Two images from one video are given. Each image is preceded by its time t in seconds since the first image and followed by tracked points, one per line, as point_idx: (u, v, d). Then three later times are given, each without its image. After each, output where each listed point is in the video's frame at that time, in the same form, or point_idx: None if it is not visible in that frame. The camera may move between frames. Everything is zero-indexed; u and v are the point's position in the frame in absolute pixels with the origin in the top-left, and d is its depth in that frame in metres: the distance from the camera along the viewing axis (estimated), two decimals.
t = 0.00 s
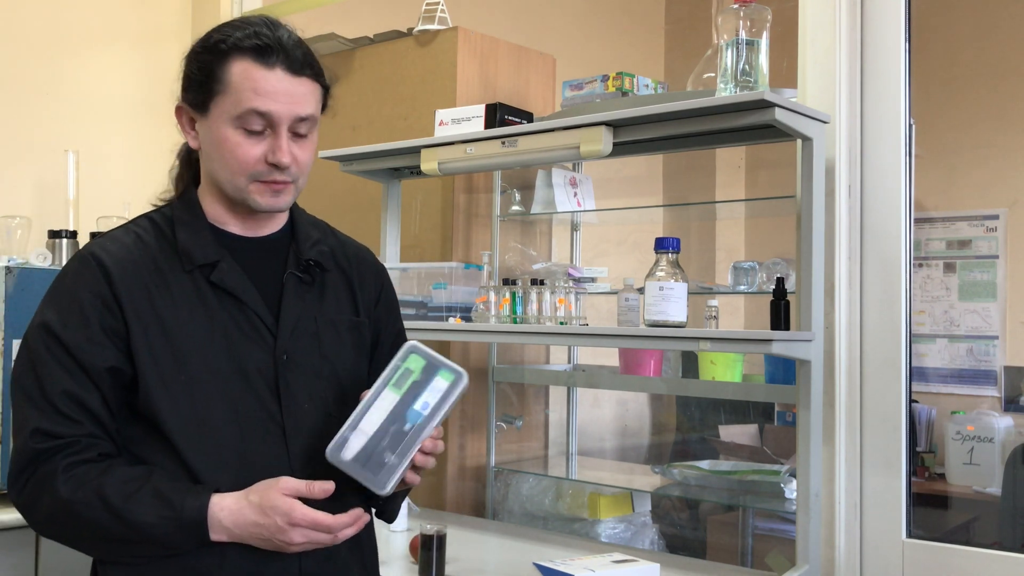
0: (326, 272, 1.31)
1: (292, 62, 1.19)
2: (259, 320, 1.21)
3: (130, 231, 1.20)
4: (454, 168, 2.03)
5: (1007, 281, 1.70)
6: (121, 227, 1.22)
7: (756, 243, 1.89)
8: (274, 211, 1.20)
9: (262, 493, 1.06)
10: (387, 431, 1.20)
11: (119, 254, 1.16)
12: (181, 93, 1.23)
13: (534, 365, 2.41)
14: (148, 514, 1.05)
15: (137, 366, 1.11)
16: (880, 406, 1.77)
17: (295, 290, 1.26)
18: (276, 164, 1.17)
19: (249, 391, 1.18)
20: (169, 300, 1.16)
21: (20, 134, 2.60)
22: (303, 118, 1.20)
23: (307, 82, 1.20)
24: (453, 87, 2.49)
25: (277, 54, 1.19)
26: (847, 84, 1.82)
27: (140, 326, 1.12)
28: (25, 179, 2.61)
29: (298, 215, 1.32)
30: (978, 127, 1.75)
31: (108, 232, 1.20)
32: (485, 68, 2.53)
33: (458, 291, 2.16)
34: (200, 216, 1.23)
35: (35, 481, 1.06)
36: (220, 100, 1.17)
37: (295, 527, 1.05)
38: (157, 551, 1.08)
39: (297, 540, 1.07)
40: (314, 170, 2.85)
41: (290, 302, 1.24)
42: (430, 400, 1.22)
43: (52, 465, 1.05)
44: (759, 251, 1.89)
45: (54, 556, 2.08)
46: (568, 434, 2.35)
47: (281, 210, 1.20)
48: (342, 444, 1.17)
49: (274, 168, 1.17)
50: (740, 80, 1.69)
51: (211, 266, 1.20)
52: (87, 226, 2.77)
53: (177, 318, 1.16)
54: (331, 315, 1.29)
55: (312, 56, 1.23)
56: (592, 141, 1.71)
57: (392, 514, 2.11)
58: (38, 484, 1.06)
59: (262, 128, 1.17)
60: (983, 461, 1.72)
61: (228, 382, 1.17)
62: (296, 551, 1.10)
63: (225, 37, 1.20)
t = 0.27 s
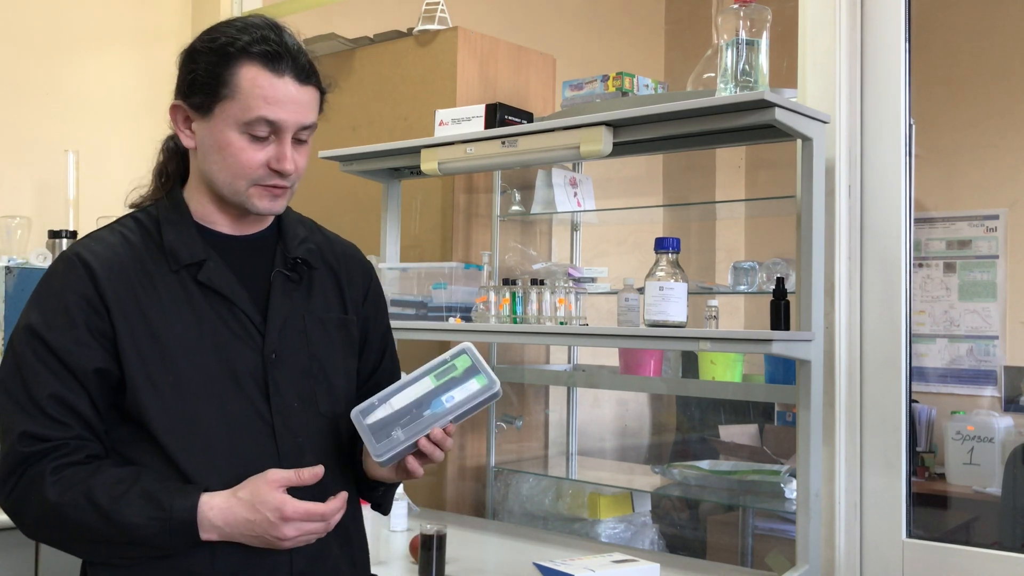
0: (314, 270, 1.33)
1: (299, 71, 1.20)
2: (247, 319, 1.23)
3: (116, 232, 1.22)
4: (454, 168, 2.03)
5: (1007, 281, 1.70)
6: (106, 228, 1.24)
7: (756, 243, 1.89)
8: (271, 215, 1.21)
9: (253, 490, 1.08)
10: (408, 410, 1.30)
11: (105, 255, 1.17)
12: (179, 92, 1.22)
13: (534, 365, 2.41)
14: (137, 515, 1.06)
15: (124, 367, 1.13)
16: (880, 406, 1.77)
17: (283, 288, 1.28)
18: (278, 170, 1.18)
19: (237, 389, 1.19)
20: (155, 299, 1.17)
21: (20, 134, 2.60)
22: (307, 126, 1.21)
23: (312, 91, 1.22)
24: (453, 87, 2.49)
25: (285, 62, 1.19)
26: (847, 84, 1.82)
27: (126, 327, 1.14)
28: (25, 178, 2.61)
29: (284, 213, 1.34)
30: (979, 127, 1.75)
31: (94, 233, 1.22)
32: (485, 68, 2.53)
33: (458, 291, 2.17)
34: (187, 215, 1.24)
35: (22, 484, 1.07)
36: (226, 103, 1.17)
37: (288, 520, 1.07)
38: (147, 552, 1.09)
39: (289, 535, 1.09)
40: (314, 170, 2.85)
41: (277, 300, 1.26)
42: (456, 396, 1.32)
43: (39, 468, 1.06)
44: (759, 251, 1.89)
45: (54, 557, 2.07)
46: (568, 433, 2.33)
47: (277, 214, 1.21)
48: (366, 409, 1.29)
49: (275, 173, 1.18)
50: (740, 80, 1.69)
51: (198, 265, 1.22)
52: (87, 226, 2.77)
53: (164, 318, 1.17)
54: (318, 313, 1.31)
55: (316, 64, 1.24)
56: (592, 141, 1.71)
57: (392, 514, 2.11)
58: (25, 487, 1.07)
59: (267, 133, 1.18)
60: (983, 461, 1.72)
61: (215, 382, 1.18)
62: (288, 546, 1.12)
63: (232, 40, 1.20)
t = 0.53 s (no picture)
0: (308, 270, 1.33)
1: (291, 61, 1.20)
2: (241, 319, 1.23)
3: (110, 231, 1.22)
4: (454, 168, 2.03)
5: (1007, 281, 1.70)
6: (100, 226, 1.24)
7: (756, 243, 1.89)
8: (265, 206, 1.21)
9: (247, 493, 1.08)
10: (405, 414, 1.31)
11: (100, 254, 1.17)
12: (173, 85, 1.23)
13: (534, 365, 2.41)
14: (132, 516, 1.06)
15: (119, 367, 1.13)
16: (880, 406, 1.77)
17: (278, 288, 1.28)
18: (272, 159, 1.18)
19: (231, 389, 1.20)
20: (150, 299, 1.18)
21: (19, 135, 2.60)
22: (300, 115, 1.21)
23: (304, 81, 1.22)
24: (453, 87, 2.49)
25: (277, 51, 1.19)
26: (847, 84, 1.82)
27: (120, 326, 1.14)
28: (25, 178, 2.61)
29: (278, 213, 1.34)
30: (979, 127, 1.75)
31: (87, 232, 1.22)
32: (485, 68, 2.53)
33: (458, 291, 2.17)
34: (182, 214, 1.24)
35: (16, 483, 1.07)
36: (219, 93, 1.17)
37: (284, 522, 1.07)
38: (141, 553, 1.09)
39: (286, 536, 1.09)
40: (314, 170, 2.85)
41: (272, 301, 1.26)
42: (453, 397, 1.33)
43: (33, 468, 1.06)
44: (759, 251, 1.89)
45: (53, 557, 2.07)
46: (568, 434, 2.34)
47: (272, 205, 1.21)
48: (363, 415, 1.29)
49: (269, 163, 1.18)
50: (740, 80, 1.69)
51: (193, 265, 1.22)
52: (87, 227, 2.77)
53: (159, 318, 1.17)
54: (312, 313, 1.31)
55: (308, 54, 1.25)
56: (592, 141, 1.71)
57: (392, 514, 2.11)
58: (19, 487, 1.07)
59: (260, 123, 1.18)
60: (983, 461, 1.72)
61: (209, 381, 1.18)
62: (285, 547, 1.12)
63: (223, 31, 1.20)
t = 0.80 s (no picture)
0: (308, 269, 1.34)
1: (246, 35, 1.22)
2: (241, 317, 1.23)
3: (111, 228, 1.22)
4: (454, 168, 2.03)
5: (1007, 281, 1.70)
6: (101, 223, 1.24)
7: (756, 243, 1.89)
8: (246, 184, 1.20)
9: (250, 483, 1.08)
10: (401, 419, 1.30)
11: (101, 252, 1.17)
12: (151, 85, 1.26)
13: (534, 365, 2.41)
14: (133, 511, 1.06)
15: (119, 364, 1.13)
16: (880, 406, 1.77)
17: (278, 287, 1.28)
18: (240, 132, 1.18)
19: (230, 388, 1.20)
20: (150, 296, 1.18)
21: (19, 134, 2.60)
22: (264, 88, 1.22)
23: (266, 54, 1.23)
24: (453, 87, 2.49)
25: (232, 27, 1.22)
26: (847, 84, 1.82)
27: (120, 322, 1.14)
28: (25, 178, 2.61)
29: (278, 211, 1.34)
30: (979, 127, 1.75)
31: (88, 228, 1.22)
32: (485, 68, 2.53)
33: (458, 291, 2.17)
34: (182, 212, 1.24)
35: (15, 479, 1.07)
36: (183, 77, 1.20)
37: (285, 514, 1.07)
38: (139, 551, 1.09)
39: (287, 529, 1.08)
40: (314, 170, 2.85)
41: (272, 300, 1.26)
42: (449, 402, 1.33)
43: (33, 465, 1.06)
44: (759, 250, 1.89)
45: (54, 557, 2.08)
46: (568, 434, 2.34)
47: (252, 182, 1.21)
48: (359, 420, 1.28)
49: (238, 137, 1.19)
50: (740, 80, 1.69)
51: (193, 263, 1.22)
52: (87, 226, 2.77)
53: (159, 315, 1.17)
54: (312, 313, 1.31)
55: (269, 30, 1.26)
56: (592, 141, 1.71)
57: (392, 514, 2.11)
58: (19, 483, 1.07)
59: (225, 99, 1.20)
60: (983, 461, 1.72)
61: (209, 380, 1.18)
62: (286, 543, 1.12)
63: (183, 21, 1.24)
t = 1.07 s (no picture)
0: (305, 269, 1.34)
1: (244, 39, 1.22)
2: (237, 317, 1.23)
3: (107, 229, 1.22)
4: (454, 168, 2.03)
5: (1007, 281, 1.70)
6: (97, 224, 1.24)
7: (756, 243, 1.89)
8: (241, 189, 1.20)
9: (256, 456, 1.09)
10: (391, 433, 1.22)
11: (97, 252, 1.17)
12: (150, 87, 1.27)
13: (534, 365, 2.41)
14: (136, 493, 1.06)
15: (117, 363, 1.13)
16: (880, 406, 1.77)
17: (274, 287, 1.29)
18: (236, 137, 1.18)
19: (226, 389, 1.20)
20: (146, 297, 1.18)
21: (19, 135, 2.60)
22: (261, 92, 1.22)
23: (263, 59, 1.23)
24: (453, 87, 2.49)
25: (230, 31, 1.22)
26: (847, 84, 1.82)
27: (117, 323, 1.15)
28: (25, 178, 2.61)
29: (275, 211, 1.35)
30: (979, 127, 1.75)
31: (84, 230, 1.22)
32: (485, 68, 2.53)
33: (458, 291, 2.17)
34: (178, 213, 1.25)
35: (16, 477, 1.07)
36: (181, 81, 1.20)
37: (287, 470, 1.07)
38: (141, 539, 1.07)
39: (291, 490, 1.06)
40: (314, 170, 2.85)
41: (269, 299, 1.27)
42: (435, 403, 1.24)
43: (35, 462, 1.06)
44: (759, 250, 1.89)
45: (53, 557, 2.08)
46: (568, 434, 2.34)
47: (248, 187, 1.21)
48: (347, 443, 1.20)
49: (234, 142, 1.19)
50: (740, 80, 1.69)
51: (189, 264, 1.22)
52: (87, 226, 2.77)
53: (155, 316, 1.18)
54: (309, 312, 1.32)
55: (268, 35, 1.26)
56: (592, 141, 1.71)
57: (392, 514, 2.11)
58: (20, 481, 1.07)
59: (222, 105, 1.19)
60: (983, 461, 1.72)
61: (205, 380, 1.19)
62: (286, 525, 1.08)
63: (182, 23, 1.23)
